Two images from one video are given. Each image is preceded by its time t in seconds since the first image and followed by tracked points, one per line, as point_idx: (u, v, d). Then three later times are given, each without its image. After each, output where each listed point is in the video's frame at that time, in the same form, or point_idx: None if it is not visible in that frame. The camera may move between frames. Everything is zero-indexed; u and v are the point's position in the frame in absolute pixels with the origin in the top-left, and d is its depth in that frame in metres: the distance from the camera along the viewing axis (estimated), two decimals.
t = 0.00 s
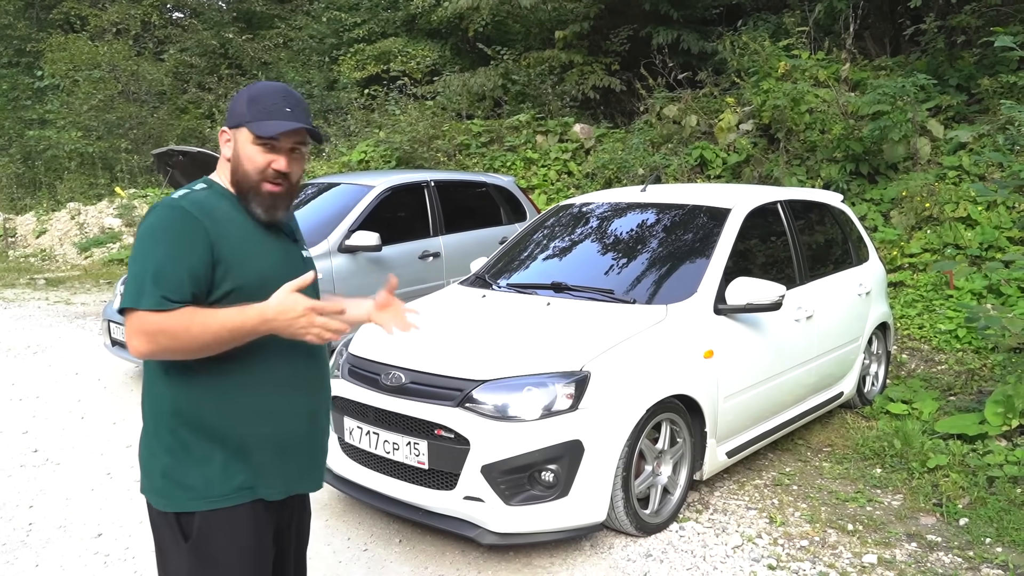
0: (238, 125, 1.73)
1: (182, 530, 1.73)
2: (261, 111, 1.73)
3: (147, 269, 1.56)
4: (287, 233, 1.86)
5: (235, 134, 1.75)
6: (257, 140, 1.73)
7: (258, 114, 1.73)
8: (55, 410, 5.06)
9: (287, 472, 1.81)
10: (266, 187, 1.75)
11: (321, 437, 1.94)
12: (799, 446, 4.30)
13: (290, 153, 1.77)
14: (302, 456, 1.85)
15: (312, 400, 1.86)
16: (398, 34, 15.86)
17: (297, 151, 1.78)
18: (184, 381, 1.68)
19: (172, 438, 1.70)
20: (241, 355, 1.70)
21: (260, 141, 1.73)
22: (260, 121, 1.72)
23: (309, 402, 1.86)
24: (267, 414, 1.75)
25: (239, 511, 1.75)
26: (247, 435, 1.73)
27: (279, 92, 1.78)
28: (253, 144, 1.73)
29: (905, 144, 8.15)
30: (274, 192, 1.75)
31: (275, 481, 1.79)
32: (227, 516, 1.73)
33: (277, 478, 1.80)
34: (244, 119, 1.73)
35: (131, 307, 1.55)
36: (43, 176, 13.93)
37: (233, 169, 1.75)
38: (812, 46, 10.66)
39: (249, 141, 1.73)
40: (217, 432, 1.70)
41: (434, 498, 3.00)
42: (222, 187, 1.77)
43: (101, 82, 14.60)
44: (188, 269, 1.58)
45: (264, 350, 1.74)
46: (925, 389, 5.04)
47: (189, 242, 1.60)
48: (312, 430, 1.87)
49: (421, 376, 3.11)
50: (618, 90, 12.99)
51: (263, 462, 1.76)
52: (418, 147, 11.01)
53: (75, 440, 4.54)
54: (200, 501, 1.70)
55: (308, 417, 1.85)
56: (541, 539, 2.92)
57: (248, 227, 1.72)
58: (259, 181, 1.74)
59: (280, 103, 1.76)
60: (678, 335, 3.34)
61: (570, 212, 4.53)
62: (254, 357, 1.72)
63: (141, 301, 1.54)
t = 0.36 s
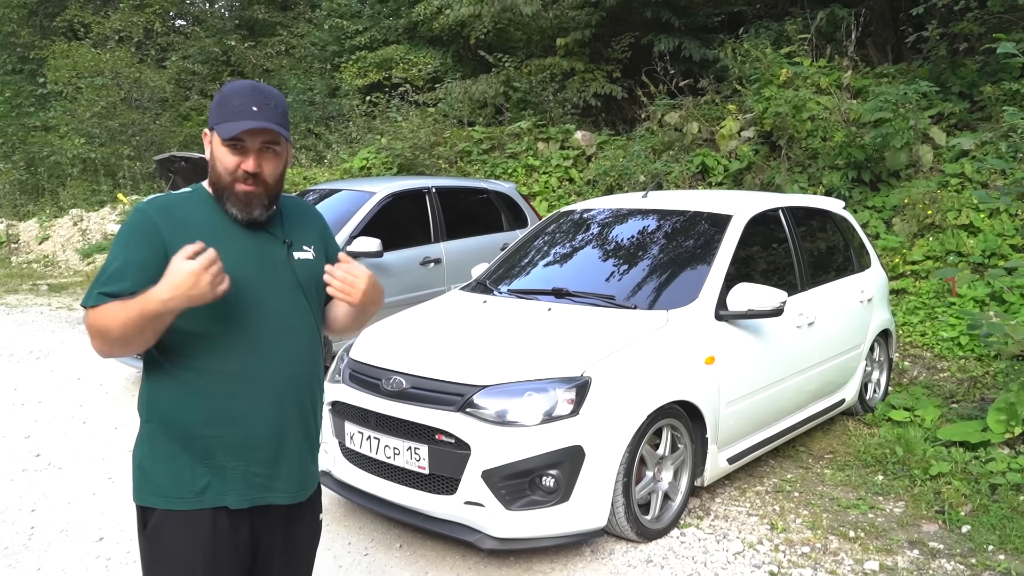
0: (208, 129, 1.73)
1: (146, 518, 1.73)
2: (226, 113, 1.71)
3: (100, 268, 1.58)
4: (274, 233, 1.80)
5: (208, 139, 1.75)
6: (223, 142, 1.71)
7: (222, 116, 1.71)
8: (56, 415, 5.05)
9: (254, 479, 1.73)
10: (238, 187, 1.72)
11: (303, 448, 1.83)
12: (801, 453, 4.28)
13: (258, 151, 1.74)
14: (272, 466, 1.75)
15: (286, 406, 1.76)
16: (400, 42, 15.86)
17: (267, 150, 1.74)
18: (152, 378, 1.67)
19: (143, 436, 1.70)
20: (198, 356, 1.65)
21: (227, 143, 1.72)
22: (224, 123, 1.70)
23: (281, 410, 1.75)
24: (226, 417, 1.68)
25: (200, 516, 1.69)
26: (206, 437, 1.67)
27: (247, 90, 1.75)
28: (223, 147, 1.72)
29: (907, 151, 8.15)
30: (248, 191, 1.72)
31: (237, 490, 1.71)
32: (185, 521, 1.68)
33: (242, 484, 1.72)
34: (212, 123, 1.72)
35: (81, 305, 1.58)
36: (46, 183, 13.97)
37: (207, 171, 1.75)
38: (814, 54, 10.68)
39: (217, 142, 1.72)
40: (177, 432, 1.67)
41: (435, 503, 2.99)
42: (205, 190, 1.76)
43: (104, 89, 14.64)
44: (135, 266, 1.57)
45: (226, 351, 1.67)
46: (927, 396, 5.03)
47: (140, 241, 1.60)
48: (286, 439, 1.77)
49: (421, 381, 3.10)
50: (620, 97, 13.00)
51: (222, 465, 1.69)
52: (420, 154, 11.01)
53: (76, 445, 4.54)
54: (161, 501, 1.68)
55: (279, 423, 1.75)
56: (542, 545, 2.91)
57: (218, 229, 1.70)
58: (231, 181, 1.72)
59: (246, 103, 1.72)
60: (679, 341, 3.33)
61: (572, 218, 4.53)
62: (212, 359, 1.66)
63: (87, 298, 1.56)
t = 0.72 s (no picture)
0: (180, 124, 1.72)
1: (131, 526, 1.71)
2: (196, 105, 1.71)
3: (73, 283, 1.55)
4: (255, 235, 1.78)
5: (181, 135, 1.74)
6: (195, 135, 1.71)
7: (192, 108, 1.71)
8: (61, 415, 5.07)
9: (240, 488, 1.72)
10: (214, 181, 1.70)
11: (293, 454, 1.82)
12: (805, 452, 4.28)
13: (232, 142, 1.73)
14: (260, 475, 1.74)
15: (272, 415, 1.75)
16: (403, 41, 15.87)
17: (241, 139, 1.74)
18: (134, 392, 1.65)
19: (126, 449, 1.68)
20: (180, 370, 1.63)
21: (201, 136, 1.71)
22: (196, 114, 1.70)
23: (266, 419, 1.74)
24: (210, 430, 1.67)
25: (183, 527, 1.67)
26: (189, 451, 1.66)
27: (215, 81, 1.74)
28: (197, 142, 1.72)
29: (911, 149, 8.14)
30: (224, 186, 1.70)
31: (225, 500, 1.71)
32: (167, 531, 1.66)
33: (228, 495, 1.71)
34: (184, 117, 1.71)
35: (56, 323, 1.55)
36: (50, 184, 13.99)
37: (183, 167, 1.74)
38: (817, 52, 10.67)
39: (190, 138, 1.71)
40: (160, 445, 1.65)
41: (439, 503, 2.99)
42: (181, 193, 1.74)
43: (107, 90, 14.67)
44: (110, 283, 1.55)
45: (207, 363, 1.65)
46: (932, 394, 5.02)
47: (115, 255, 1.57)
48: (272, 448, 1.76)
49: (424, 381, 3.10)
50: (623, 96, 12.99)
51: (207, 478, 1.68)
52: (423, 153, 10.97)
53: (81, 446, 4.55)
54: (146, 514, 1.66)
55: (265, 432, 1.74)
56: (546, 544, 2.91)
57: (196, 237, 1.67)
58: (207, 176, 1.70)
59: (216, 92, 1.72)
60: (682, 340, 3.33)
61: (574, 217, 4.53)
62: (195, 372, 1.64)
63: (62, 316, 1.54)
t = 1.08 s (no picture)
0: (159, 124, 1.72)
1: (126, 538, 1.71)
2: (175, 104, 1.71)
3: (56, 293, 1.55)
4: (241, 235, 1.78)
5: (161, 135, 1.73)
6: (176, 134, 1.71)
7: (170, 106, 1.71)
8: (63, 417, 5.07)
9: (235, 493, 1.72)
10: (198, 182, 1.69)
11: (287, 457, 1.83)
12: (808, 449, 4.27)
13: (214, 139, 1.73)
14: (254, 480, 1.75)
15: (265, 418, 1.76)
16: (404, 41, 15.87)
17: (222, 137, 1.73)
18: (122, 402, 1.65)
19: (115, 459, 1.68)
20: (169, 377, 1.62)
21: (181, 134, 1.70)
22: (175, 113, 1.70)
23: (258, 423, 1.74)
24: (201, 436, 1.67)
25: (179, 536, 1.67)
26: (181, 458, 1.66)
27: (193, 79, 1.75)
28: (177, 141, 1.71)
29: (913, 146, 8.13)
30: (208, 186, 1.70)
31: (220, 507, 1.71)
32: (162, 543, 1.66)
33: (223, 500, 1.71)
34: (163, 116, 1.71)
35: (39, 334, 1.54)
36: (52, 186, 14.00)
37: (165, 168, 1.73)
38: (819, 49, 10.66)
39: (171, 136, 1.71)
40: (151, 455, 1.65)
41: (441, 502, 2.99)
42: (163, 197, 1.73)
43: (109, 92, 14.67)
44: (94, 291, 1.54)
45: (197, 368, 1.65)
46: (935, 391, 5.02)
47: (98, 262, 1.56)
48: (266, 452, 1.77)
49: (427, 380, 3.10)
50: (624, 95, 12.99)
51: (201, 485, 1.68)
52: (424, 153, 10.95)
53: (84, 447, 4.55)
54: (140, 524, 1.66)
55: (256, 437, 1.74)
56: (548, 543, 2.91)
57: (180, 241, 1.67)
58: (190, 176, 1.70)
59: (194, 89, 1.72)
60: (684, 338, 3.33)
61: (576, 216, 4.53)
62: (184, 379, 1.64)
63: (45, 327, 1.53)
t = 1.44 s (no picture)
0: (186, 129, 1.64)
1: (124, 548, 1.69)
2: (211, 111, 1.65)
3: (61, 304, 1.52)
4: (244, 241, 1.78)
5: (183, 139, 1.65)
6: (211, 143, 1.65)
7: (205, 113, 1.64)
8: (66, 416, 5.08)
9: (240, 501, 1.73)
10: (228, 194, 1.69)
11: (287, 463, 1.85)
12: (810, 448, 4.27)
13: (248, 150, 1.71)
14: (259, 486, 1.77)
15: (269, 425, 1.78)
16: (405, 39, 15.87)
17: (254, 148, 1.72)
18: (123, 411, 1.63)
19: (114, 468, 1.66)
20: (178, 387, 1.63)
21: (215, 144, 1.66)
22: (212, 122, 1.64)
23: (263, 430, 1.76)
24: (209, 444, 1.68)
25: (185, 545, 1.67)
26: (189, 467, 1.66)
27: (220, 84, 1.70)
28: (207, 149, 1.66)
29: (915, 144, 8.12)
30: (237, 198, 1.70)
31: (224, 515, 1.72)
32: (169, 551, 1.66)
33: (229, 507, 1.72)
34: (193, 122, 1.64)
35: (44, 347, 1.52)
36: (54, 185, 14.02)
37: (187, 176, 1.67)
38: (821, 46, 10.65)
39: (202, 144, 1.65)
40: (156, 465, 1.64)
41: (443, 501, 3.00)
42: (168, 205, 1.69)
43: (110, 91, 14.67)
44: (106, 304, 1.52)
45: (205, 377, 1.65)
46: (937, 389, 5.01)
47: (107, 272, 1.54)
48: (270, 457, 1.78)
49: (429, 379, 3.11)
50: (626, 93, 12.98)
51: (208, 493, 1.68)
52: (426, 152, 10.94)
53: (86, 446, 4.56)
54: (143, 534, 1.65)
55: (261, 443, 1.76)
56: (550, 541, 2.91)
57: (187, 248, 1.65)
58: (220, 188, 1.68)
59: (228, 97, 1.69)
60: (686, 336, 3.33)
61: (578, 214, 4.52)
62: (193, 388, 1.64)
63: (52, 341, 1.51)
